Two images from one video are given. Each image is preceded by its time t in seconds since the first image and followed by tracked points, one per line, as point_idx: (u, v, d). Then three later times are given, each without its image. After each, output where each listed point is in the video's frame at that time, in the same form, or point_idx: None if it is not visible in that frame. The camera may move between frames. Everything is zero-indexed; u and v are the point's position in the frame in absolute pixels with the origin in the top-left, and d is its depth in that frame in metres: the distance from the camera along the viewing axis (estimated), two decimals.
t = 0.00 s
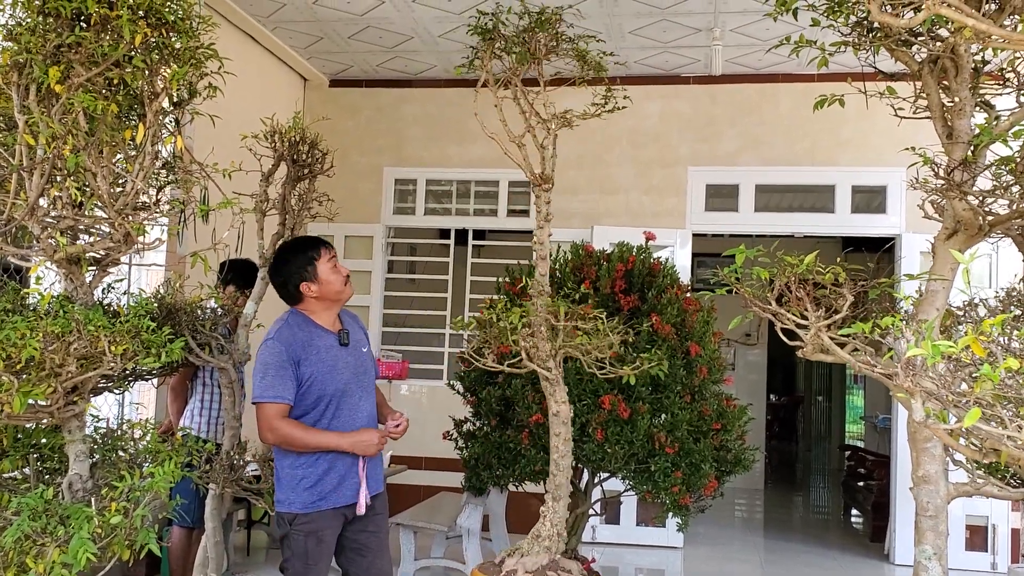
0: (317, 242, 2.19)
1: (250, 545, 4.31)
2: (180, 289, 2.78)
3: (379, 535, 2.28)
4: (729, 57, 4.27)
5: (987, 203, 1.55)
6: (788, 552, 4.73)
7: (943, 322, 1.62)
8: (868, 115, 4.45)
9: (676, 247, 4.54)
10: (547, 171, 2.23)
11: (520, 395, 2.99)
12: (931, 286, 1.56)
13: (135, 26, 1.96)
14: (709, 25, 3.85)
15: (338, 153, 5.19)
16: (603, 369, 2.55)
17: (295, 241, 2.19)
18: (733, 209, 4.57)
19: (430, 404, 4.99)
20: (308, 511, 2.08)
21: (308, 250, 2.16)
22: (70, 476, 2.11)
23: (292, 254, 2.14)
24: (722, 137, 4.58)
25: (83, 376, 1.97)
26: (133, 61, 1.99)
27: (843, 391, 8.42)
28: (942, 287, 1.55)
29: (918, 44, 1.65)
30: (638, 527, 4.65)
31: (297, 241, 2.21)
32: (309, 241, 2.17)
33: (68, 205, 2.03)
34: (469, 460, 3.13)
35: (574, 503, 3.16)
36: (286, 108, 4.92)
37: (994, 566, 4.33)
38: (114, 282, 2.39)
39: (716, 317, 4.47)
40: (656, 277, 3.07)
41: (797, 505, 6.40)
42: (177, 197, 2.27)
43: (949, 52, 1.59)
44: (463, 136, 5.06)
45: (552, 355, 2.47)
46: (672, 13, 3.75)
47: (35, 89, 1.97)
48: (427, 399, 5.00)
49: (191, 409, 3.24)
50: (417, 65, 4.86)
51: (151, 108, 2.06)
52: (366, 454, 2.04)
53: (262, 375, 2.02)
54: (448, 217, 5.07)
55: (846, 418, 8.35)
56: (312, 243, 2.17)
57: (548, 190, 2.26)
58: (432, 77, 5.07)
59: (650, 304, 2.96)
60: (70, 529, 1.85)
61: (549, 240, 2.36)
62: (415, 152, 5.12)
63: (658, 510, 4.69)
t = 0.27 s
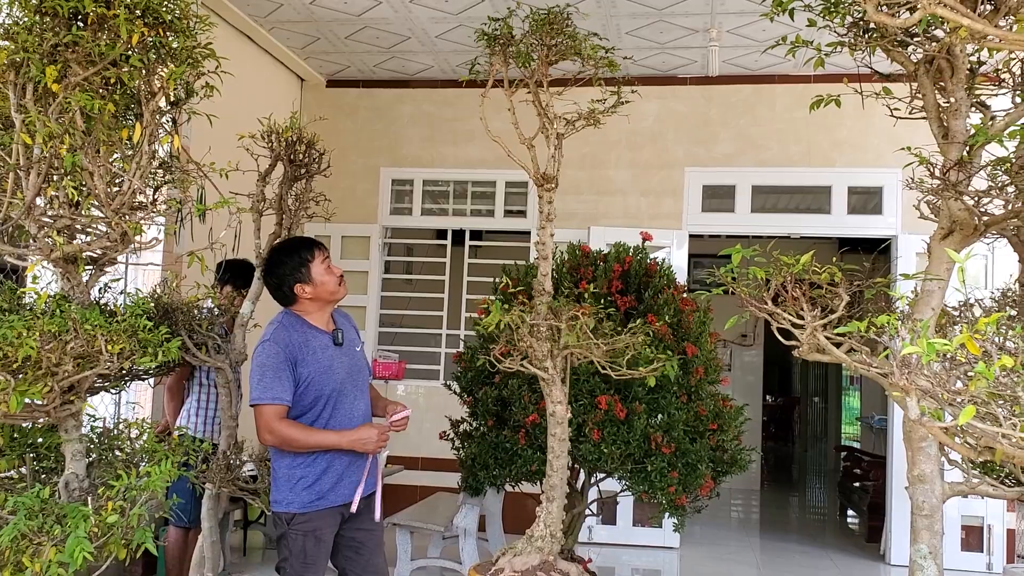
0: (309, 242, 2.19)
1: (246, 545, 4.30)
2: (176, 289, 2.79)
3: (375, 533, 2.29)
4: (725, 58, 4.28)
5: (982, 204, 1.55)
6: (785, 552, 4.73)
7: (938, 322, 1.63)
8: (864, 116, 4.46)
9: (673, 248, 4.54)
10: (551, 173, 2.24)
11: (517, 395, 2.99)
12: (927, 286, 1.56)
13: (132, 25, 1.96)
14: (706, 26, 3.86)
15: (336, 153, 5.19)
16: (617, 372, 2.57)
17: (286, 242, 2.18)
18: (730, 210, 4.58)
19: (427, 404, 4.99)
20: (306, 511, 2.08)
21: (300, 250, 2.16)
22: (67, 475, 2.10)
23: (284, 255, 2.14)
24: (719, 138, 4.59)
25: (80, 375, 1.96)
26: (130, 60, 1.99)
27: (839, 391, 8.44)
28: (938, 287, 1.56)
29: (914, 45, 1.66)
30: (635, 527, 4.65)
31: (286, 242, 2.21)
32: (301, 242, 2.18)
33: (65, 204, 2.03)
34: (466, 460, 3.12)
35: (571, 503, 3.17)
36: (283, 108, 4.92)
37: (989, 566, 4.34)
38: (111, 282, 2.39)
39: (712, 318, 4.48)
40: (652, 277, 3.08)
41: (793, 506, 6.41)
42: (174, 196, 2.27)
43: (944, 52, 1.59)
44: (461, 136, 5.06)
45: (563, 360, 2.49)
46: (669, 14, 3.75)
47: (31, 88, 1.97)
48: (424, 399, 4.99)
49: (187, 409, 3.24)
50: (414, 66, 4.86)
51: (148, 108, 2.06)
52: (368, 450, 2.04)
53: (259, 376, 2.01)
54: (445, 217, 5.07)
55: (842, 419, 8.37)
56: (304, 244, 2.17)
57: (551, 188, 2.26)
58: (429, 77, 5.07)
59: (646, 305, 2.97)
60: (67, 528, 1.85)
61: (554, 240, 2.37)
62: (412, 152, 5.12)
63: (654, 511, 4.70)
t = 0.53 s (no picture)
0: (304, 245, 2.18)
1: (242, 547, 4.30)
2: (172, 290, 2.79)
3: (371, 532, 2.29)
4: (721, 60, 4.29)
5: (976, 205, 1.56)
6: (781, 553, 4.74)
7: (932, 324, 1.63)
8: (860, 118, 4.47)
9: (669, 249, 4.55)
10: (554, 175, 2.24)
11: (513, 396, 2.99)
12: (920, 287, 1.57)
13: (127, 26, 1.96)
14: (702, 27, 3.87)
15: (332, 154, 5.19)
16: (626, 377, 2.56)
17: (279, 243, 2.18)
18: (725, 212, 4.59)
19: (423, 405, 4.99)
20: (300, 511, 2.08)
21: (294, 251, 2.15)
22: (62, 476, 2.10)
23: (276, 256, 2.13)
24: (715, 140, 4.60)
25: (75, 376, 1.97)
26: (125, 61, 1.99)
27: (834, 393, 8.45)
28: (931, 288, 1.56)
29: (907, 46, 1.66)
30: (631, 528, 4.66)
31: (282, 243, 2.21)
32: (294, 243, 2.17)
33: (60, 205, 2.03)
34: (462, 461, 3.13)
35: (567, 504, 3.17)
36: (279, 109, 4.92)
37: (984, 567, 4.35)
38: (106, 283, 2.39)
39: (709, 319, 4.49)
40: (648, 279, 3.09)
41: (789, 507, 6.42)
42: (170, 197, 2.27)
43: (938, 54, 1.60)
44: (457, 138, 5.07)
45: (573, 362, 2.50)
46: (665, 15, 3.76)
47: (27, 88, 1.96)
48: (420, 400, 4.99)
49: (183, 410, 3.24)
50: (410, 67, 4.86)
51: (143, 109, 2.06)
52: (368, 444, 2.03)
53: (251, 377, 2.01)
54: (442, 218, 5.08)
55: (838, 420, 8.39)
56: (297, 246, 2.16)
57: (553, 190, 2.25)
58: (426, 79, 5.08)
59: (641, 306, 2.98)
60: (62, 529, 1.85)
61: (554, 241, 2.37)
62: (409, 153, 5.12)
63: (650, 512, 4.70)
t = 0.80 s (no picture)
0: (311, 256, 2.11)
1: (239, 548, 4.29)
2: (168, 290, 2.78)
3: (368, 531, 2.29)
4: (718, 61, 4.29)
5: (972, 206, 1.55)
6: (778, 554, 4.74)
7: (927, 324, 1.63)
8: (856, 119, 4.48)
9: (666, 250, 4.55)
10: (554, 174, 2.23)
11: (510, 397, 2.98)
12: (915, 288, 1.56)
13: (123, 26, 1.96)
14: (699, 28, 3.87)
15: (329, 155, 5.19)
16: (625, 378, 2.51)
17: (290, 245, 2.13)
18: (722, 213, 4.60)
19: (420, 406, 4.98)
20: (294, 511, 2.08)
21: (298, 261, 2.09)
22: (57, 476, 2.10)
23: (280, 260, 2.09)
24: (712, 141, 4.61)
25: (70, 376, 1.96)
26: (121, 61, 1.99)
27: (831, 394, 8.46)
28: (927, 288, 1.56)
29: (904, 47, 1.66)
30: (628, 529, 4.66)
31: (296, 244, 2.15)
32: (301, 251, 2.11)
33: (56, 205, 2.03)
34: (459, 462, 3.12)
35: (563, 504, 3.17)
36: (276, 110, 4.92)
37: (980, 568, 4.36)
38: (102, 283, 2.38)
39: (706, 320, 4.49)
40: (645, 279, 3.10)
41: (786, 508, 6.42)
42: (167, 197, 2.26)
43: (933, 55, 1.60)
44: (454, 139, 5.06)
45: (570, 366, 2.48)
46: (662, 16, 3.76)
47: (22, 88, 1.96)
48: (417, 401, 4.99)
49: (179, 411, 3.24)
50: (408, 68, 4.86)
51: (139, 109, 2.06)
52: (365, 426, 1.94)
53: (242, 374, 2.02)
54: (439, 219, 5.08)
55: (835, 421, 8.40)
56: (303, 255, 2.10)
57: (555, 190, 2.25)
58: (423, 79, 5.07)
59: (638, 307, 2.99)
60: (56, 529, 1.84)
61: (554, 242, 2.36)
62: (405, 154, 5.12)
63: (647, 513, 4.70)
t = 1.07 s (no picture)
0: (312, 259, 2.11)
1: (235, 549, 4.29)
2: (165, 291, 2.78)
3: (367, 533, 2.29)
4: (715, 63, 4.30)
5: (965, 208, 1.55)
6: (774, 555, 4.75)
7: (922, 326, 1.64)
8: (853, 120, 4.48)
9: (663, 251, 4.56)
10: (553, 175, 2.23)
11: (506, 398, 2.98)
12: (909, 289, 1.57)
13: (120, 28, 1.96)
14: (695, 30, 3.88)
15: (326, 156, 5.19)
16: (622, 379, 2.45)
17: (292, 248, 2.14)
18: (719, 214, 4.61)
19: (417, 407, 4.99)
20: (292, 512, 2.08)
21: (298, 264, 2.10)
22: (53, 477, 2.10)
23: (280, 263, 2.10)
24: (708, 143, 4.62)
25: (66, 377, 1.96)
26: (117, 63, 1.99)
27: (828, 395, 8.48)
28: (921, 290, 1.56)
29: (897, 49, 1.66)
30: (625, 530, 4.66)
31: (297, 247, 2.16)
32: (301, 253, 2.11)
33: (52, 206, 2.03)
34: (456, 463, 3.13)
35: (560, 505, 3.17)
36: (273, 111, 4.92)
37: (976, 569, 4.36)
38: (99, 284, 2.38)
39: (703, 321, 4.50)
40: (641, 280, 3.12)
41: (783, 509, 6.43)
42: (163, 199, 2.27)
43: (926, 57, 1.60)
44: (451, 140, 5.07)
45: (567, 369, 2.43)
46: (659, 18, 3.77)
47: (18, 90, 1.96)
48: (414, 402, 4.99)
49: (175, 411, 3.24)
50: (405, 69, 4.86)
51: (135, 110, 2.06)
52: (369, 433, 1.94)
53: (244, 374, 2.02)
54: (436, 220, 5.08)
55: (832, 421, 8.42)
56: (303, 257, 2.11)
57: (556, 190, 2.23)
58: (420, 81, 5.08)
59: (635, 308, 3.00)
60: (52, 530, 1.85)
61: (552, 243, 2.36)
62: (402, 155, 5.12)
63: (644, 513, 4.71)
